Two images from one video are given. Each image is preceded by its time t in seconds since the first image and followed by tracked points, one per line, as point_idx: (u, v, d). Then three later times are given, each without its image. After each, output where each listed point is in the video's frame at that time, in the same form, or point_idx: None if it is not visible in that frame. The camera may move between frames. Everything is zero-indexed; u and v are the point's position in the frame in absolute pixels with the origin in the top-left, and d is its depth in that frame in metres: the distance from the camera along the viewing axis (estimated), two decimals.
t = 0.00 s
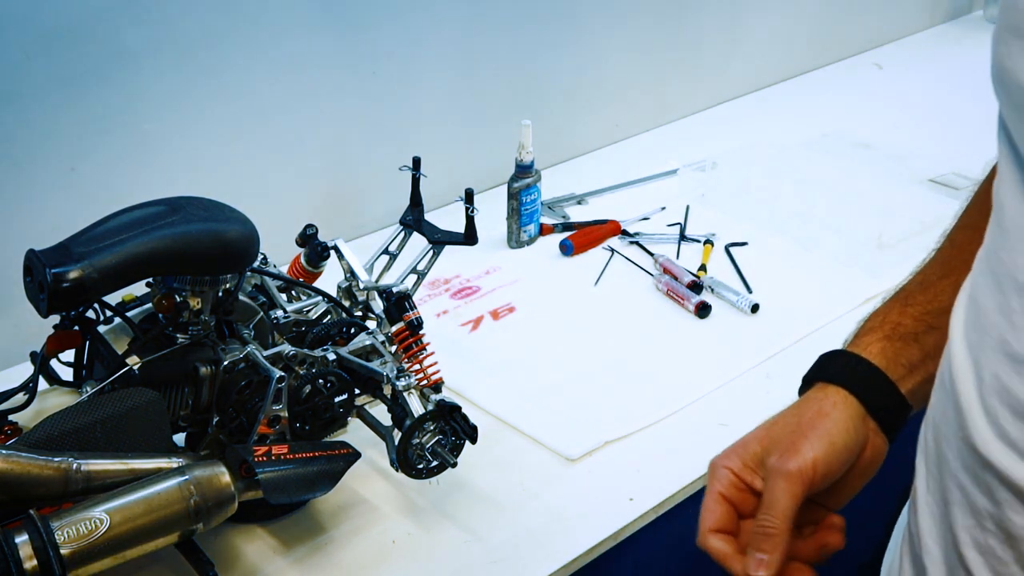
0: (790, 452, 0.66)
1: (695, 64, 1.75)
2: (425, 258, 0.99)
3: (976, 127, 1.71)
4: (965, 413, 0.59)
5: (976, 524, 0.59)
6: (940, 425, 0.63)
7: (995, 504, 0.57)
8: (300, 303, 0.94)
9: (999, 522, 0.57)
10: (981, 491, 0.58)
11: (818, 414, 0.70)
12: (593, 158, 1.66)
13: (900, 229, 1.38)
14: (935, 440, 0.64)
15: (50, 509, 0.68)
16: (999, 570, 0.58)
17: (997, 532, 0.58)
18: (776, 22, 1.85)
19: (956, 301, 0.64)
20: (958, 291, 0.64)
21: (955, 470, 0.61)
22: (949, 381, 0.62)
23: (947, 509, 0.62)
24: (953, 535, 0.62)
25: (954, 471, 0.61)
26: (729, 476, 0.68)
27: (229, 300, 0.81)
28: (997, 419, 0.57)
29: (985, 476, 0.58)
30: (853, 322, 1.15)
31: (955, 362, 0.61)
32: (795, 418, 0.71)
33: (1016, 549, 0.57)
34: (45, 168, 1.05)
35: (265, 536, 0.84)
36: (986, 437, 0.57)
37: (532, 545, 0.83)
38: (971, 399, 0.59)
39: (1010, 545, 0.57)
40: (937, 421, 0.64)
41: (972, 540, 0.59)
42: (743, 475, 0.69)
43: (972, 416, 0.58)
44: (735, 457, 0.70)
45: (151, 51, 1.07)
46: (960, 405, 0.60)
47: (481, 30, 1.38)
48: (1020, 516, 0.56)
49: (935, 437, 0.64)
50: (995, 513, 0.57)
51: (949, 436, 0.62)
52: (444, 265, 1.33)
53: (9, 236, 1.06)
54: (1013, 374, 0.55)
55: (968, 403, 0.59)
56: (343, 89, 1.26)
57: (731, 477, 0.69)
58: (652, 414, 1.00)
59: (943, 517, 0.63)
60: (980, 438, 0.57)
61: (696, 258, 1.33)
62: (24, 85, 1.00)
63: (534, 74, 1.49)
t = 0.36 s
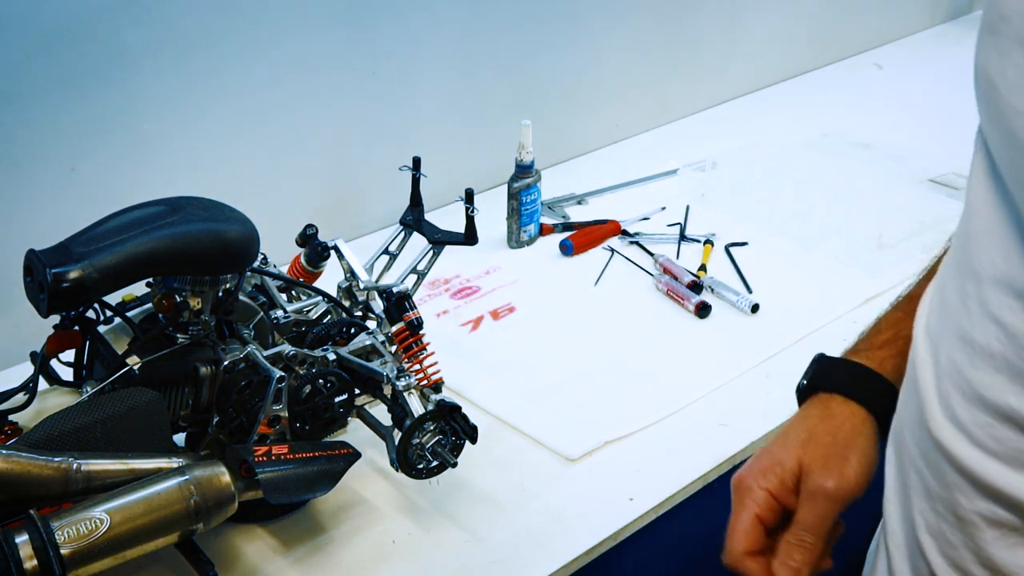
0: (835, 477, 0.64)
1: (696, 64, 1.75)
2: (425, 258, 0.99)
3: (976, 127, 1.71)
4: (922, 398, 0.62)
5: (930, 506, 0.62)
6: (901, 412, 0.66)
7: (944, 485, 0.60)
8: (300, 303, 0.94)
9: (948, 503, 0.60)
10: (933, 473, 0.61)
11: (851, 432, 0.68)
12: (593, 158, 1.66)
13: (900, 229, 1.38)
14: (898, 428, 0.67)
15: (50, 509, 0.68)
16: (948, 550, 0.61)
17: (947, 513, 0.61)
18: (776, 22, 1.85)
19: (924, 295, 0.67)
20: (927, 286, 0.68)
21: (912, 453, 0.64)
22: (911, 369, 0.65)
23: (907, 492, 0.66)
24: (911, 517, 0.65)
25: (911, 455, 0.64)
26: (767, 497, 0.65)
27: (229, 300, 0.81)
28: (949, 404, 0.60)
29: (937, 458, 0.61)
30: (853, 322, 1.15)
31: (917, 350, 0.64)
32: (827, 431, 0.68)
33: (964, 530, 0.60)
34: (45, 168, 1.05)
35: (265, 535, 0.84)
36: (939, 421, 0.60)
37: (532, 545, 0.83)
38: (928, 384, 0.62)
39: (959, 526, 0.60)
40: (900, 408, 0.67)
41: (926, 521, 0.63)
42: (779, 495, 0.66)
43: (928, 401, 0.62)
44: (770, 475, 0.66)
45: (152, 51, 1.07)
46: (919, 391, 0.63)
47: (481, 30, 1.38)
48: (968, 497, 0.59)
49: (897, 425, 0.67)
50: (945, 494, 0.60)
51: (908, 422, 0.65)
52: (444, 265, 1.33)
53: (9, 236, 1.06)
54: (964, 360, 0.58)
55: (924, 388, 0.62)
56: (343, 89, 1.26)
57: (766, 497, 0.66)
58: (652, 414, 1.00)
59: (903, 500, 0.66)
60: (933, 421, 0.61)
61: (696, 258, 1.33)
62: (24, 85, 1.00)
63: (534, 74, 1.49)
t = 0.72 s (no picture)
0: (799, 409, 0.68)
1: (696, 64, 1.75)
2: (425, 258, 0.99)
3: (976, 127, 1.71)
4: (907, 380, 0.63)
5: (912, 486, 0.63)
6: (894, 395, 0.68)
7: (922, 464, 0.61)
8: (300, 303, 0.94)
9: (926, 483, 0.61)
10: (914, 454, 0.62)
11: (829, 378, 0.72)
12: (593, 158, 1.66)
13: (900, 229, 1.38)
14: (890, 412, 0.68)
15: (50, 509, 0.68)
16: (925, 529, 0.62)
17: (925, 493, 0.62)
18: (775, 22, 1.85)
19: (918, 284, 0.68)
20: (923, 275, 0.68)
21: (899, 435, 0.65)
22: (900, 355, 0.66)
23: (893, 475, 0.67)
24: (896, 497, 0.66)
25: (899, 437, 0.65)
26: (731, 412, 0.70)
27: (228, 300, 0.81)
28: (929, 386, 0.61)
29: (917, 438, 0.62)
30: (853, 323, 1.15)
31: (906, 334, 0.65)
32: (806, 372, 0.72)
33: (939, 510, 0.60)
34: (45, 169, 1.05)
35: (265, 535, 0.84)
36: (919, 402, 0.61)
37: (532, 545, 0.83)
38: (913, 367, 0.63)
39: (935, 506, 0.61)
40: (894, 393, 0.68)
41: (909, 500, 0.64)
42: (744, 414, 0.70)
43: (910, 382, 0.63)
44: (741, 394, 0.71)
45: (152, 51, 1.07)
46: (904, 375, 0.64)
47: (481, 30, 1.38)
48: (942, 477, 0.59)
49: (890, 407, 0.68)
50: (923, 473, 0.61)
51: (896, 407, 0.66)
52: (444, 265, 1.33)
53: (9, 236, 1.06)
54: (942, 343, 0.59)
55: (909, 370, 0.63)
56: (343, 89, 1.27)
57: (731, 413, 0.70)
58: (652, 414, 1.00)
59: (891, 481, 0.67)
60: (913, 402, 0.62)
61: (696, 258, 1.33)
62: (24, 85, 1.00)
63: (534, 75, 1.49)
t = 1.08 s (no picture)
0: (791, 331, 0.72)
1: (696, 64, 1.75)
2: (425, 258, 0.98)
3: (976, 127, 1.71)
4: (902, 369, 0.63)
5: (908, 474, 0.63)
6: (891, 384, 0.68)
7: (918, 452, 0.61)
8: (300, 303, 0.94)
9: (921, 470, 0.61)
10: (910, 442, 0.63)
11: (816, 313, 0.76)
12: (593, 158, 1.66)
13: (900, 229, 1.38)
14: (886, 401, 0.68)
15: (50, 509, 0.68)
16: (920, 516, 0.62)
17: (921, 480, 0.62)
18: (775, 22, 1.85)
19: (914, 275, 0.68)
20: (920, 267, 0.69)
21: (895, 422, 0.65)
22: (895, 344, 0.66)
23: (888, 464, 0.67)
24: (891, 484, 0.66)
25: (894, 424, 0.66)
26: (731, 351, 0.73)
27: (229, 301, 0.81)
28: (924, 375, 0.61)
29: (912, 426, 0.62)
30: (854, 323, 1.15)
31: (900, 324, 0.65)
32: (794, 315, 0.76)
33: (934, 496, 0.61)
34: (45, 169, 1.05)
35: (265, 536, 0.84)
36: (914, 390, 0.61)
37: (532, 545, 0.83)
38: (908, 356, 0.63)
39: (931, 493, 0.61)
40: (890, 382, 0.68)
41: (904, 487, 0.64)
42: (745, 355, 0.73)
43: (905, 372, 0.63)
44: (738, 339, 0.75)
45: (151, 51, 1.07)
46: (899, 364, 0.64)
47: (481, 30, 1.38)
48: (937, 464, 0.60)
49: (886, 396, 0.69)
50: (918, 460, 0.62)
51: (892, 395, 0.67)
52: (444, 265, 1.33)
53: (9, 236, 1.06)
54: (938, 333, 0.59)
55: (903, 359, 0.63)
56: (343, 90, 1.27)
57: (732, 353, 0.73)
58: (652, 414, 1.00)
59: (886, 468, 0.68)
60: (908, 390, 0.62)
61: (696, 258, 1.33)
62: (24, 86, 1.00)
63: (534, 75, 1.49)
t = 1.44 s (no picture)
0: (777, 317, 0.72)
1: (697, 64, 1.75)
2: (425, 258, 0.98)
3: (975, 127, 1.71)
4: (902, 375, 0.62)
5: (911, 480, 0.62)
6: (889, 389, 0.67)
7: (921, 458, 0.60)
8: (300, 303, 0.94)
9: (925, 478, 0.60)
10: (913, 448, 0.62)
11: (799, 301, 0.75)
12: (593, 158, 1.66)
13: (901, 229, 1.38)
14: (885, 406, 0.67)
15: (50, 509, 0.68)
16: (925, 522, 0.61)
17: (925, 486, 0.61)
18: (775, 22, 1.85)
19: (909, 279, 0.67)
20: (915, 271, 0.68)
21: (895, 428, 0.64)
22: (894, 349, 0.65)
23: (889, 470, 0.66)
24: (892, 489, 0.65)
25: (894, 430, 0.65)
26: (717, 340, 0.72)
27: (228, 301, 0.81)
28: (927, 381, 0.60)
29: (916, 433, 0.61)
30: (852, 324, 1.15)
31: (900, 329, 0.64)
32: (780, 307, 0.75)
33: (939, 502, 0.60)
34: (45, 169, 1.05)
35: (265, 536, 0.84)
36: (917, 396, 0.60)
37: (532, 544, 0.83)
38: (908, 362, 0.62)
39: (936, 500, 0.60)
40: (888, 387, 0.67)
41: (906, 492, 0.63)
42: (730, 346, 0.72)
43: (906, 378, 0.62)
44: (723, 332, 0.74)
45: (151, 52, 1.07)
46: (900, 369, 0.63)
47: (481, 31, 1.38)
48: (941, 471, 0.59)
49: (885, 401, 0.68)
50: (922, 466, 0.61)
51: (892, 400, 0.66)
52: (444, 265, 1.33)
53: (9, 236, 1.06)
54: (942, 339, 0.58)
55: (904, 366, 0.62)
56: (343, 90, 1.27)
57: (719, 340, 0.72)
58: (652, 415, 1.00)
59: (886, 472, 0.67)
60: (911, 396, 0.61)
61: (696, 258, 1.33)
62: (25, 86, 1.00)
63: (533, 75, 1.49)
